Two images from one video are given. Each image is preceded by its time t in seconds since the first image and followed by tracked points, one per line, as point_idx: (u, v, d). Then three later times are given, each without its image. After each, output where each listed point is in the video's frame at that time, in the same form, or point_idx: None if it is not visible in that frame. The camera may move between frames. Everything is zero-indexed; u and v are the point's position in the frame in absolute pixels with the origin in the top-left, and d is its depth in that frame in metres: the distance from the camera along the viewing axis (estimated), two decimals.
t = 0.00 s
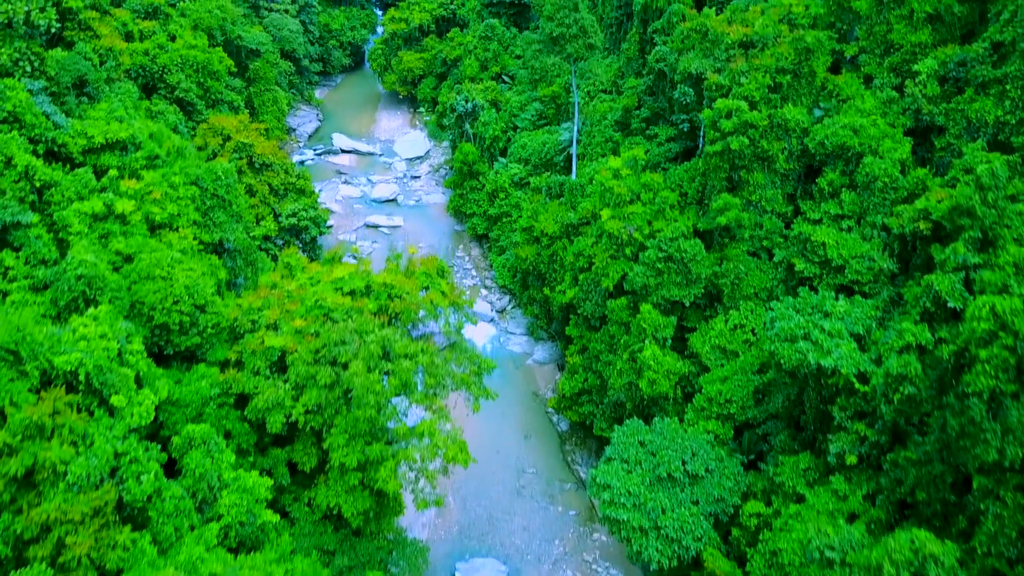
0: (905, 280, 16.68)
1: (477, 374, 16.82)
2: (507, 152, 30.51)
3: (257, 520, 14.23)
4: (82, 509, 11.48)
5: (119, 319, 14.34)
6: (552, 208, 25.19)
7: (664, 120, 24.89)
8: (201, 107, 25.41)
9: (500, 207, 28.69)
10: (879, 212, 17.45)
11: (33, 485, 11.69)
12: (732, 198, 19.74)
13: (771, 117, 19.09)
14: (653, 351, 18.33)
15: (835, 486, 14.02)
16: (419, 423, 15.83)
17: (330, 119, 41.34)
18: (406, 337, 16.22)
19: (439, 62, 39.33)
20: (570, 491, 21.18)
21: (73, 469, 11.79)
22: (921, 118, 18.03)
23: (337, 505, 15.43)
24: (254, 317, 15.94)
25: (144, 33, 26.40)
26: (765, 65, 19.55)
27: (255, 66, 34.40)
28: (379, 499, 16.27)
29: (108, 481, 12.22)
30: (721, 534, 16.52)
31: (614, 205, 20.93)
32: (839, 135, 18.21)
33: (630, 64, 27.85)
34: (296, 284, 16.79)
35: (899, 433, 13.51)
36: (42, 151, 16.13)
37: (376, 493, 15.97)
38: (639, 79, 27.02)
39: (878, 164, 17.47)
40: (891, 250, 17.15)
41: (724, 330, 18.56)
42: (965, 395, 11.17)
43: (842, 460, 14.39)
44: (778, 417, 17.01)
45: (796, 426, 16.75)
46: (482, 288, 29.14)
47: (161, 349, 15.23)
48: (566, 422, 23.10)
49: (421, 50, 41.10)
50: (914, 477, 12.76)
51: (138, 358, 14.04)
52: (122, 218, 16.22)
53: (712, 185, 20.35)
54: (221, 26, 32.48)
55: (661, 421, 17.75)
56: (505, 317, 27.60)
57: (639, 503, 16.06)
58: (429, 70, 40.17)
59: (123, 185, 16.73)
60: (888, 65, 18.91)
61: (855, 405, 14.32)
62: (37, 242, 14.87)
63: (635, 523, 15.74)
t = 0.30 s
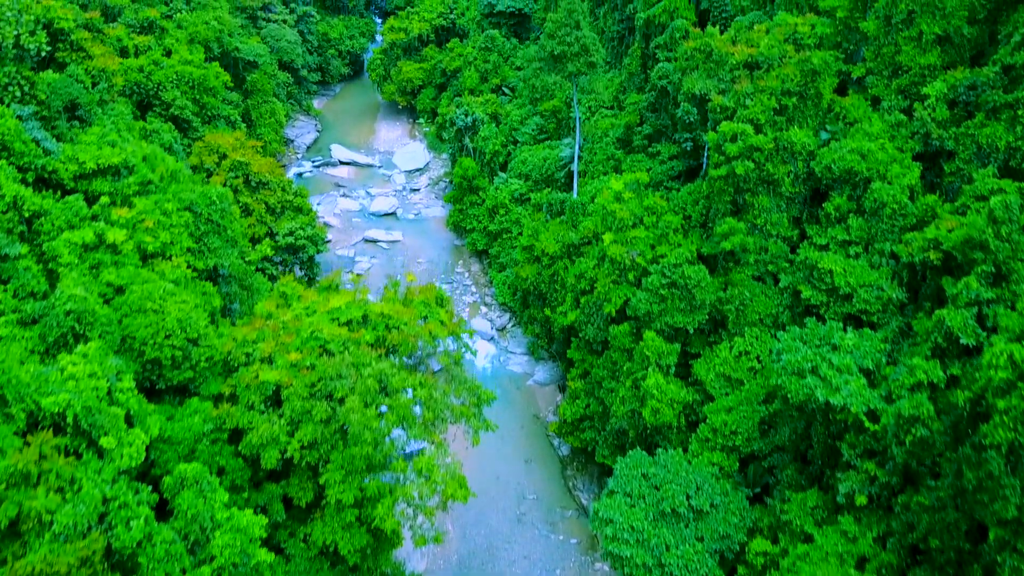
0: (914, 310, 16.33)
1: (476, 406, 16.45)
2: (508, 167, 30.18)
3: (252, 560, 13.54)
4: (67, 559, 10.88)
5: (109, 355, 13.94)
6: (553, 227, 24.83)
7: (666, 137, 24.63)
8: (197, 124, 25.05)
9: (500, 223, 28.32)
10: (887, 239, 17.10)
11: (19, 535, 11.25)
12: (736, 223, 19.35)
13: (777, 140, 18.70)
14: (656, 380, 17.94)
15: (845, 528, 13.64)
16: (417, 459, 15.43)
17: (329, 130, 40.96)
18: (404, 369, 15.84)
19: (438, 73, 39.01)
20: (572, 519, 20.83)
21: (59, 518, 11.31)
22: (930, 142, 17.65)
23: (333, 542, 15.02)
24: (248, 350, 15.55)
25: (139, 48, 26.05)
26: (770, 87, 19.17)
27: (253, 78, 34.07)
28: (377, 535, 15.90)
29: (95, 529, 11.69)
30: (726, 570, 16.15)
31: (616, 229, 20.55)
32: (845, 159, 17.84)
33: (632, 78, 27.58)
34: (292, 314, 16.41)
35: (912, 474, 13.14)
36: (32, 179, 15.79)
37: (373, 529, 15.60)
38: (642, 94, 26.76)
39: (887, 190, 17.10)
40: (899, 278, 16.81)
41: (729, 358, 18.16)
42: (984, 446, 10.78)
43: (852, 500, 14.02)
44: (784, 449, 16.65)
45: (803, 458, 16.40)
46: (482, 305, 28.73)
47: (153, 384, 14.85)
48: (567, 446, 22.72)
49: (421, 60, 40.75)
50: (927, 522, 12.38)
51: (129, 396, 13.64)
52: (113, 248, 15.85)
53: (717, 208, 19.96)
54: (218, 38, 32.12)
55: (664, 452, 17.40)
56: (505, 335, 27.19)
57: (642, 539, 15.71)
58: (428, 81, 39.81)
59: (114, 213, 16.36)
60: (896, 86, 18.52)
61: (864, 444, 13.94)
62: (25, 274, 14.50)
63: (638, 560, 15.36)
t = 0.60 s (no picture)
0: (924, 342, 15.96)
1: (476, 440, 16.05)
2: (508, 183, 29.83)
3: None
4: None
5: (98, 394, 13.52)
6: (554, 247, 24.44)
7: (669, 155, 24.36)
8: (192, 142, 24.68)
9: (500, 240, 27.96)
10: (896, 268, 16.72)
11: None
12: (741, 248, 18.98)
13: (783, 165, 18.31)
14: (660, 410, 17.52)
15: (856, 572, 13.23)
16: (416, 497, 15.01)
17: (328, 141, 40.59)
18: (402, 404, 15.43)
19: (438, 84, 38.66)
20: (573, 547, 20.45)
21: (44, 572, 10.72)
22: (939, 169, 17.24)
23: None
24: (242, 386, 15.13)
25: (134, 64, 25.69)
26: (776, 110, 18.77)
27: (250, 91, 33.68)
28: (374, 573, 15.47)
29: None
30: None
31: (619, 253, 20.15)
32: (853, 186, 17.46)
33: (634, 95, 27.28)
34: (288, 347, 16.02)
35: (925, 519, 12.74)
36: (20, 208, 15.49)
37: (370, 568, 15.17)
38: (644, 111, 26.47)
39: (896, 218, 16.71)
40: (909, 308, 16.43)
41: (735, 388, 17.71)
42: (1003, 502, 10.45)
43: (863, 542, 13.61)
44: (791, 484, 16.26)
45: (810, 494, 16.02)
46: (482, 323, 28.29)
47: (144, 422, 14.45)
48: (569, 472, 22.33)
49: (420, 70, 40.38)
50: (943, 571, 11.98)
51: (118, 437, 13.19)
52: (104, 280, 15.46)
53: (722, 233, 19.57)
54: (215, 51, 31.73)
55: (668, 485, 17.05)
56: (505, 354, 26.74)
57: None
58: (428, 91, 39.44)
59: (105, 242, 15.99)
60: (904, 110, 18.12)
61: (876, 485, 13.54)
62: (13, 308, 14.06)
63: None
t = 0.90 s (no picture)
0: (935, 376, 15.53)
1: (476, 477, 15.64)
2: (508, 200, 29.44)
3: None
4: None
5: (87, 436, 13.08)
6: (555, 268, 24.04)
7: (672, 174, 24.06)
8: (188, 160, 24.29)
9: (500, 258, 27.57)
10: (906, 299, 16.33)
11: None
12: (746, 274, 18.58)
13: (790, 191, 17.92)
14: (664, 442, 17.11)
15: None
16: (414, 539, 14.46)
17: (327, 153, 40.20)
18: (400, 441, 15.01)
19: (437, 95, 38.28)
20: None
21: None
22: (951, 197, 16.82)
23: None
24: (236, 423, 14.79)
25: (129, 81, 25.32)
26: (783, 135, 18.35)
27: (248, 105, 33.31)
28: None
29: None
30: None
31: (621, 278, 19.76)
32: (862, 213, 17.07)
33: (637, 111, 26.92)
34: (283, 383, 15.62)
35: (940, 568, 12.34)
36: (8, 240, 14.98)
37: None
38: (646, 129, 26.13)
39: (906, 247, 16.32)
40: (920, 340, 16.02)
41: (739, 418, 17.17)
42: None
43: None
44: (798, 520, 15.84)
45: (819, 531, 15.60)
46: (482, 341, 27.86)
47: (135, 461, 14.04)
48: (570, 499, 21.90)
49: (420, 81, 40.00)
50: None
51: (108, 481, 12.73)
52: (94, 314, 15.04)
53: (726, 258, 19.15)
54: (212, 64, 31.35)
55: (673, 520, 16.71)
56: (506, 375, 26.33)
57: None
58: (428, 103, 39.06)
59: (96, 275, 15.57)
60: (913, 134, 17.72)
61: (887, 529, 13.13)
62: None
63: None
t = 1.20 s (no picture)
0: (947, 412, 15.18)
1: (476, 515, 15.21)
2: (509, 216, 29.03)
3: None
4: None
5: (74, 481, 12.55)
6: (556, 289, 23.61)
7: (676, 194, 23.66)
8: (183, 179, 23.88)
9: (501, 276, 27.12)
10: (917, 330, 15.91)
11: None
12: (752, 302, 18.14)
13: (798, 217, 17.51)
14: (669, 475, 16.67)
15: None
16: None
17: (325, 164, 39.79)
18: (398, 481, 14.58)
19: (436, 106, 37.86)
20: None
21: None
22: (963, 225, 16.37)
23: None
24: (229, 463, 14.41)
25: (124, 98, 24.94)
26: (790, 160, 17.93)
27: (245, 118, 32.89)
28: None
29: None
30: None
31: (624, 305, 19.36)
32: (871, 242, 16.66)
33: (640, 128, 26.52)
34: (278, 421, 15.19)
35: None
36: None
37: None
38: (649, 146, 25.72)
39: (917, 278, 15.89)
40: (931, 374, 15.60)
41: (745, 450, 16.73)
42: None
43: None
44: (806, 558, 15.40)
45: (828, 570, 15.21)
46: (482, 361, 27.40)
47: (125, 504, 13.53)
48: (572, 527, 21.48)
49: (419, 92, 39.61)
50: None
51: (96, 527, 12.10)
52: (84, 349, 14.60)
53: (732, 285, 18.70)
54: (209, 78, 30.94)
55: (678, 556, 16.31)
56: (506, 396, 25.88)
57: None
58: (427, 114, 38.66)
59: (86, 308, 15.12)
60: (924, 160, 17.30)
61: None
62: None
63: None
